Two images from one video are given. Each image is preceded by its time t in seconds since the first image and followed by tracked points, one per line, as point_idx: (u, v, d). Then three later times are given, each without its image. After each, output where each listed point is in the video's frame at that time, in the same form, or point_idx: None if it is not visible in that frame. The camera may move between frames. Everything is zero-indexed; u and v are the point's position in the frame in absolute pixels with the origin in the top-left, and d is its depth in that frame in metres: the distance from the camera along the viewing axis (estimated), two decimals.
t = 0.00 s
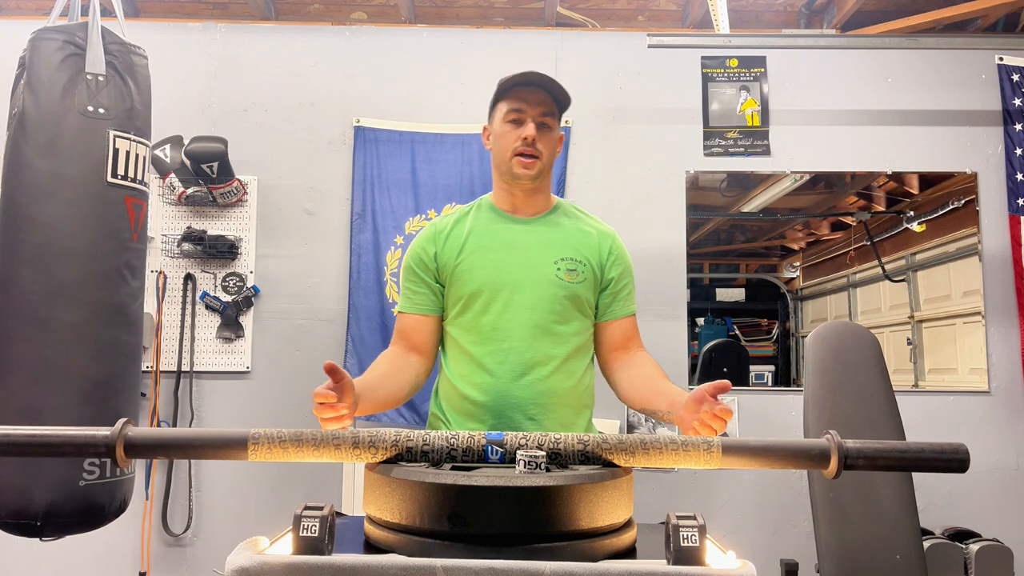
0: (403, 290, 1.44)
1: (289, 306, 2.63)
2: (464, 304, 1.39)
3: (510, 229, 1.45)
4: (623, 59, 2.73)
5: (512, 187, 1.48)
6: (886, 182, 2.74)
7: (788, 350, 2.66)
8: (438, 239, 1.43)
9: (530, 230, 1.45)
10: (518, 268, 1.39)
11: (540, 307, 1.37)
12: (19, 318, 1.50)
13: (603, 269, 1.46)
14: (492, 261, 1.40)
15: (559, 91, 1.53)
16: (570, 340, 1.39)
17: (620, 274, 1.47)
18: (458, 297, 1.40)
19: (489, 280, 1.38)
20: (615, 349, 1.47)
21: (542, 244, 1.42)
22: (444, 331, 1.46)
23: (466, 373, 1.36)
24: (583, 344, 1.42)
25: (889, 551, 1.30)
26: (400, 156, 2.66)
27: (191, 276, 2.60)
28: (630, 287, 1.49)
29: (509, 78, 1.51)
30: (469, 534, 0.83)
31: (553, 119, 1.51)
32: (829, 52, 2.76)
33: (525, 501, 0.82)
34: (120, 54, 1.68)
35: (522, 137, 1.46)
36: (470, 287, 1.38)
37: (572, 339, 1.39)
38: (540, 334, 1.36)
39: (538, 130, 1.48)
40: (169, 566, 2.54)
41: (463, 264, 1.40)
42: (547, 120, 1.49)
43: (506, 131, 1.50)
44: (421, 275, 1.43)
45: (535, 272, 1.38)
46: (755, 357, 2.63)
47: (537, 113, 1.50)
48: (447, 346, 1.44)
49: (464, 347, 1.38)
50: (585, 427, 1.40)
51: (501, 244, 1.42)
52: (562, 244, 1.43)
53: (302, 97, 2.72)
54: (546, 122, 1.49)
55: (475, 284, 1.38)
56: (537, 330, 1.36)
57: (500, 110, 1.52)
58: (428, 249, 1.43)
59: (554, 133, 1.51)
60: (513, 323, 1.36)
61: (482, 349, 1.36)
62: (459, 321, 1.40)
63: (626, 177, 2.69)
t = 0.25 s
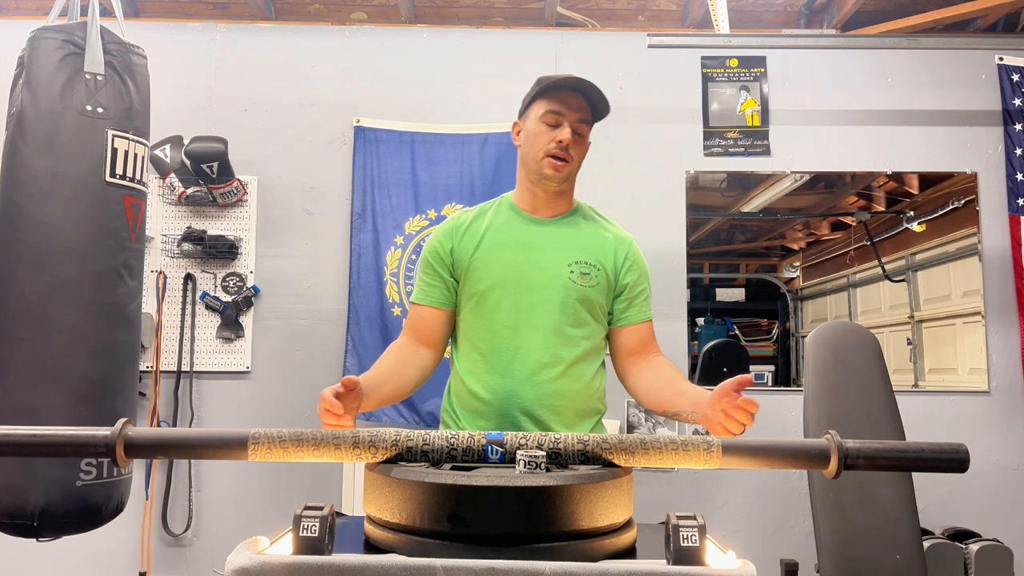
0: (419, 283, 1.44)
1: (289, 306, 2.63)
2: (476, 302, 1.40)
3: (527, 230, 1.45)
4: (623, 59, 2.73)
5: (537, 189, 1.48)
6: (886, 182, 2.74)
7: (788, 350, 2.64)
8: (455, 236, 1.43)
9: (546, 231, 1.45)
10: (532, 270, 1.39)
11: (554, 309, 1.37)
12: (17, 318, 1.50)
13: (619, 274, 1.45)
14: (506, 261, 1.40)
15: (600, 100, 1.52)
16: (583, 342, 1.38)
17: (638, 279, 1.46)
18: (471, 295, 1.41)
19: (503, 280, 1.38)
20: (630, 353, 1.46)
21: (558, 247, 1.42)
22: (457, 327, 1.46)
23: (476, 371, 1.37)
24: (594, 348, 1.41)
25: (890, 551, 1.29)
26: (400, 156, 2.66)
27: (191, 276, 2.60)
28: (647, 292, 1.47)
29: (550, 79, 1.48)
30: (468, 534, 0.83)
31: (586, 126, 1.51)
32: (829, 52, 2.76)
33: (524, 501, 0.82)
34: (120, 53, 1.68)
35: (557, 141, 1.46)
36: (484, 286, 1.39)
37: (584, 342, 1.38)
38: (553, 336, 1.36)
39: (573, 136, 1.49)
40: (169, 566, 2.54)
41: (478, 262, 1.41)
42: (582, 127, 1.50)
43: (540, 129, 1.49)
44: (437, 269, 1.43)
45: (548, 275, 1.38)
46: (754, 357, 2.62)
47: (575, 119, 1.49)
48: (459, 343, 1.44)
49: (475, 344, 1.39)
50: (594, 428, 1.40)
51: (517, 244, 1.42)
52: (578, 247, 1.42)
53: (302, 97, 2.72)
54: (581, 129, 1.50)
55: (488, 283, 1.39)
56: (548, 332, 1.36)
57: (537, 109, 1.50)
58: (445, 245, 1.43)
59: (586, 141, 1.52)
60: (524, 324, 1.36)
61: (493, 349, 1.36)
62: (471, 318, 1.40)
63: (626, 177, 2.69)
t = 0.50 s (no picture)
0: (430, 279, 1.44)
1: (289, 306, 2.63)
2: (487, 301, 1.40)
3: (539, 230, 1.45)
4: (623, 59, 2.73)
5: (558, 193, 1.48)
6: (886, 182, 2.74)
7: (788, 349, 2.67)
8: (468, 234, 1.44)
9: (558, 231, 1.45)
10: (543, 270, 1.40)
11: (565, 309, 1.37)
12: (17, 318, 1.50)
13: (630, 276, 1.45)
14: (518, 261, 1.40)
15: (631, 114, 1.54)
16: (594, 343, 1.38)
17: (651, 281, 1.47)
18: (482, 294, 1.41)
19: (514, 280, 1.39)
20: (650, 355, 1.44)
21: (570, 247, 1.42)
22: (467, 324, 1.46)
23: (486, 369, 1.37)
24: (603, 349, 1.41)
25: (889, 551, 1.30)
26: (400, 156, 2.65)
27: (191, 276, 2.60)
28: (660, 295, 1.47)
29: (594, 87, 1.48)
30: (469, 534, 0.83)
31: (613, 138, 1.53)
32: (829, 52, 2.76)
33: (525, 501, 0.82)
34: (119, 53, 1.68)
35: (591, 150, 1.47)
36: (495, 285, 1.39)
37: (595, 343, 1.38)
38: (565, 336, 1.36)
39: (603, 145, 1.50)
40: (169, 566, 2.54)
41: (490, 261, 1.41)
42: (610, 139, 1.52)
43: (570, 134, 1.49)
44: (448, 267, 1.43)
45: (559, 275, 1.39)
46: (754, 356, 2.63)
47: (605, 131, 1.51)
48: (468, 340, 1.44)
49: (485, 342, 1.39)
50: (601, 429, 1.40)
51: (530, 244, 1.42)
52: (590, 248, 1.42)
53: (302, 97, 2.72)
54: (610, 140, 1.52)
55: (500, 282, 1.39)
56: (558, 332, 1.36)
57: (572, 112, 1.50)
58: (457, 242, 1.43)
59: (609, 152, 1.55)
60: (535, 324, 1.36)
61: (503, 347, 1.36)
62: (481, 316, 1.41)
63: (626, 177, 2.69)
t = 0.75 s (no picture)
0: (441, 278, 1.44)
1: (289, 306, 2.63)
2: (498, 302, 1.40)
3: (550, 232, 1.45)
4: (623, 59, 2.73)
5: (565, 192, 1.48)
6: (886, 182, 2.74)
7: (788, 349, 2.61)
8: (479, 235, 1.43)
9: (568, 235, 1.45)
10: (555, 273, 1.40)
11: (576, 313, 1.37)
12: (20, 319, 1.51)
13: (640, 281, 1.46)
14: (530, 263, 1.40)
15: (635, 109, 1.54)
16: (603, 347, 1.39)
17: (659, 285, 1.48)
18: (493, 295, 1.41)
19: (525, 282, 1.39)
20: (651, 360, 1.46)
21: (580, 251, 1.43)
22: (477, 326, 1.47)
23: (495, 371, 1.37)
24: (612, 352, 1.42)
25: (890, 551, 1.30)
26: (400, 156, 2.65)
27: (191, 276, 2.60)
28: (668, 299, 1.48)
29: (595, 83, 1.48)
30: (469, 534, 0.83)
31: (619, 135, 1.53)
32: (829, 52, 2.76)
33: (525, 502, 0.82)
34: (121, 54, 1.67)
35: (593, 146, 1.46)
36: (506, 287, 1.39)
37: (603, 347, 1.39)
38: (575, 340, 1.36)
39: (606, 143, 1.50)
40: (169, 566, 2.54)
41: (501, 263, 1.41)
42: (615, 136, 1.51)
43: (574, 133, 1.49)
44: (459, 268, 1.42)
45: (570, 278, 1.39)
46: (754, 356, 2.62)
47: (610, 127, 1.50)
48: (478, 341, 1.44)
49: (495, 344, 1.39)
50: (609, 430, 1.42)
51: (542, 247, 1.42)
52: (599, 252, 1.43)
53: (302, 97, 2.72)
54: (613, 138, 1.51)
55: (511, 284, 1.39)
56: (568, 335, 1.36)
57: (576, 111, 1.51)
58: (468, 243, 1.43)
59: (615, 150, 1.54)
60: (545, 327, 1.37)
61: (513, 349, 1.36)
62: (492, 318, 1.41)
63: (626, 177, 2.69)
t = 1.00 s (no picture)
0: (445, 283, 1.48)
1: (289, 306, 2.64)
2: (501, 303, 1.41)
3: (553, 234, 1.46)
4: (623, 59, 2.73)
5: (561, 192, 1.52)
6: (886, 182, 2.74)
7: (788, 350, 2.59)
8: (481, 237, 1.45)
9: (570, 235, 1.47)
10: (557, 273, 1.41)
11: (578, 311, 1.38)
12: (24, 319, 1.51)
13: (646, 280, 1.45)
14: (532, 262, 1.42)
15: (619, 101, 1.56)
16: (606, 346, 1.38)
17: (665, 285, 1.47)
18: (496, 296, 1.42)
19: (528, 282, 1.40)
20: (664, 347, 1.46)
21: (583, 251, 1.44)
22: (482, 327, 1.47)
23: (499, 371, 1.37)
24: (617, 352, 1.41)
25: (889, 551, 1.29)
26: (400, 156, 2.65)
27: (191, 276, 2.60)
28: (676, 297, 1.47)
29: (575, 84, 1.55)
30: (470, 534, 0.83)
31: (609, 127, 1.55)
32: (829, 52, 2.76)
33: (525, 501, 0.82)
34: (122, 55, 1.67)
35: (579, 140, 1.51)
36: (509, 288, 1.40)
37: (607, 345, 1.38)
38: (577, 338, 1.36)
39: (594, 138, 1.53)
40: (169, 566, 2.54)
41: (504, 264, 1.42)
42: (604, 129, 1.54)
43: (563, 133, 1.55)
44: (462, 269, 1.45)
45: (573, 278, 1.40)
46: (753, 357, 2.61)
47: (596, 121, 1.54)
48: (482, 343, 1.45)
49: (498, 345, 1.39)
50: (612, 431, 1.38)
51: (544, 247, 1.44)
52: (602, 252, 1.43)
53: (302, 97, 2.72)
54: (603, 131, 1.54)
55: (514, 283, 1.40)
56: (571, 335, 1.36)
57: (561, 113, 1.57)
58: (470, 246, 1.45)
59: (610, 144, 1.56)
60: (548, 327, 1.37)
61: (516, 349, 1.37)
62: (495, 319, 1.41)
63: (626, 177, 2.69)
